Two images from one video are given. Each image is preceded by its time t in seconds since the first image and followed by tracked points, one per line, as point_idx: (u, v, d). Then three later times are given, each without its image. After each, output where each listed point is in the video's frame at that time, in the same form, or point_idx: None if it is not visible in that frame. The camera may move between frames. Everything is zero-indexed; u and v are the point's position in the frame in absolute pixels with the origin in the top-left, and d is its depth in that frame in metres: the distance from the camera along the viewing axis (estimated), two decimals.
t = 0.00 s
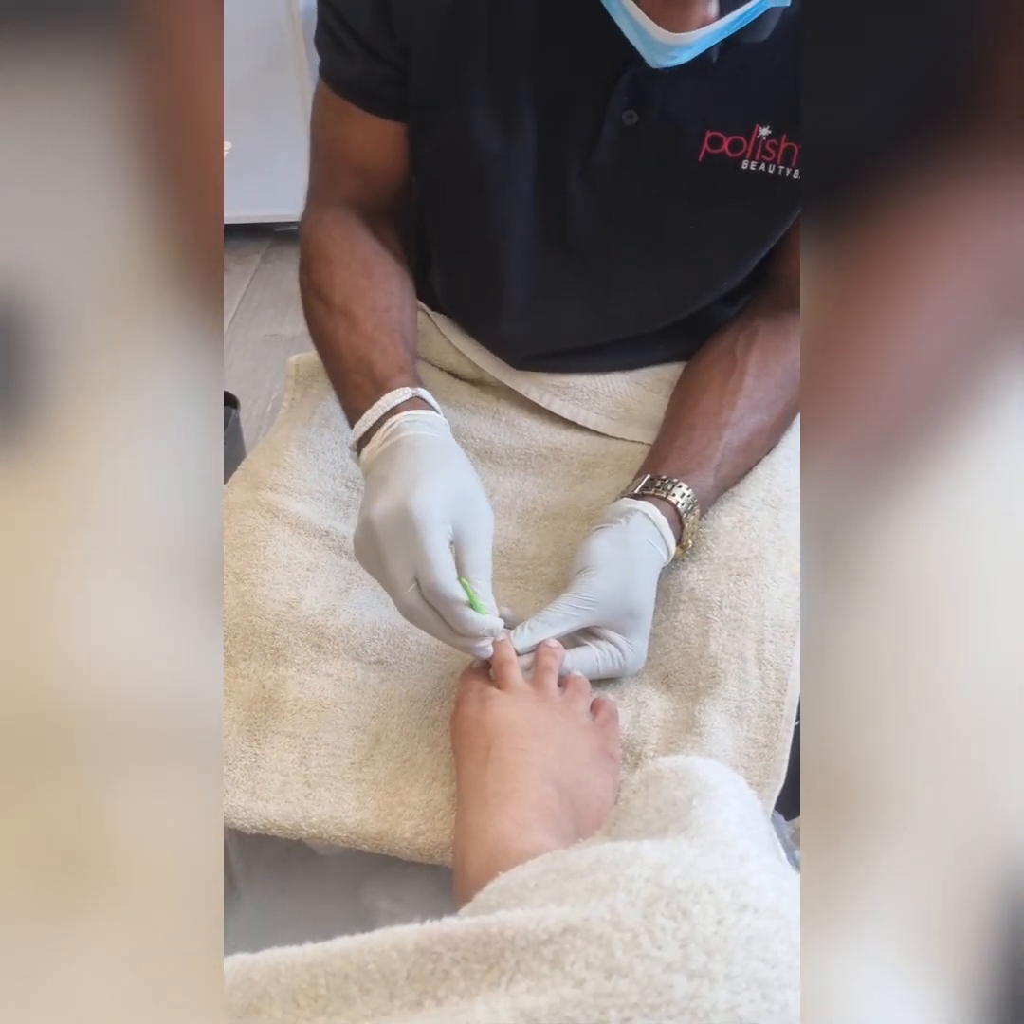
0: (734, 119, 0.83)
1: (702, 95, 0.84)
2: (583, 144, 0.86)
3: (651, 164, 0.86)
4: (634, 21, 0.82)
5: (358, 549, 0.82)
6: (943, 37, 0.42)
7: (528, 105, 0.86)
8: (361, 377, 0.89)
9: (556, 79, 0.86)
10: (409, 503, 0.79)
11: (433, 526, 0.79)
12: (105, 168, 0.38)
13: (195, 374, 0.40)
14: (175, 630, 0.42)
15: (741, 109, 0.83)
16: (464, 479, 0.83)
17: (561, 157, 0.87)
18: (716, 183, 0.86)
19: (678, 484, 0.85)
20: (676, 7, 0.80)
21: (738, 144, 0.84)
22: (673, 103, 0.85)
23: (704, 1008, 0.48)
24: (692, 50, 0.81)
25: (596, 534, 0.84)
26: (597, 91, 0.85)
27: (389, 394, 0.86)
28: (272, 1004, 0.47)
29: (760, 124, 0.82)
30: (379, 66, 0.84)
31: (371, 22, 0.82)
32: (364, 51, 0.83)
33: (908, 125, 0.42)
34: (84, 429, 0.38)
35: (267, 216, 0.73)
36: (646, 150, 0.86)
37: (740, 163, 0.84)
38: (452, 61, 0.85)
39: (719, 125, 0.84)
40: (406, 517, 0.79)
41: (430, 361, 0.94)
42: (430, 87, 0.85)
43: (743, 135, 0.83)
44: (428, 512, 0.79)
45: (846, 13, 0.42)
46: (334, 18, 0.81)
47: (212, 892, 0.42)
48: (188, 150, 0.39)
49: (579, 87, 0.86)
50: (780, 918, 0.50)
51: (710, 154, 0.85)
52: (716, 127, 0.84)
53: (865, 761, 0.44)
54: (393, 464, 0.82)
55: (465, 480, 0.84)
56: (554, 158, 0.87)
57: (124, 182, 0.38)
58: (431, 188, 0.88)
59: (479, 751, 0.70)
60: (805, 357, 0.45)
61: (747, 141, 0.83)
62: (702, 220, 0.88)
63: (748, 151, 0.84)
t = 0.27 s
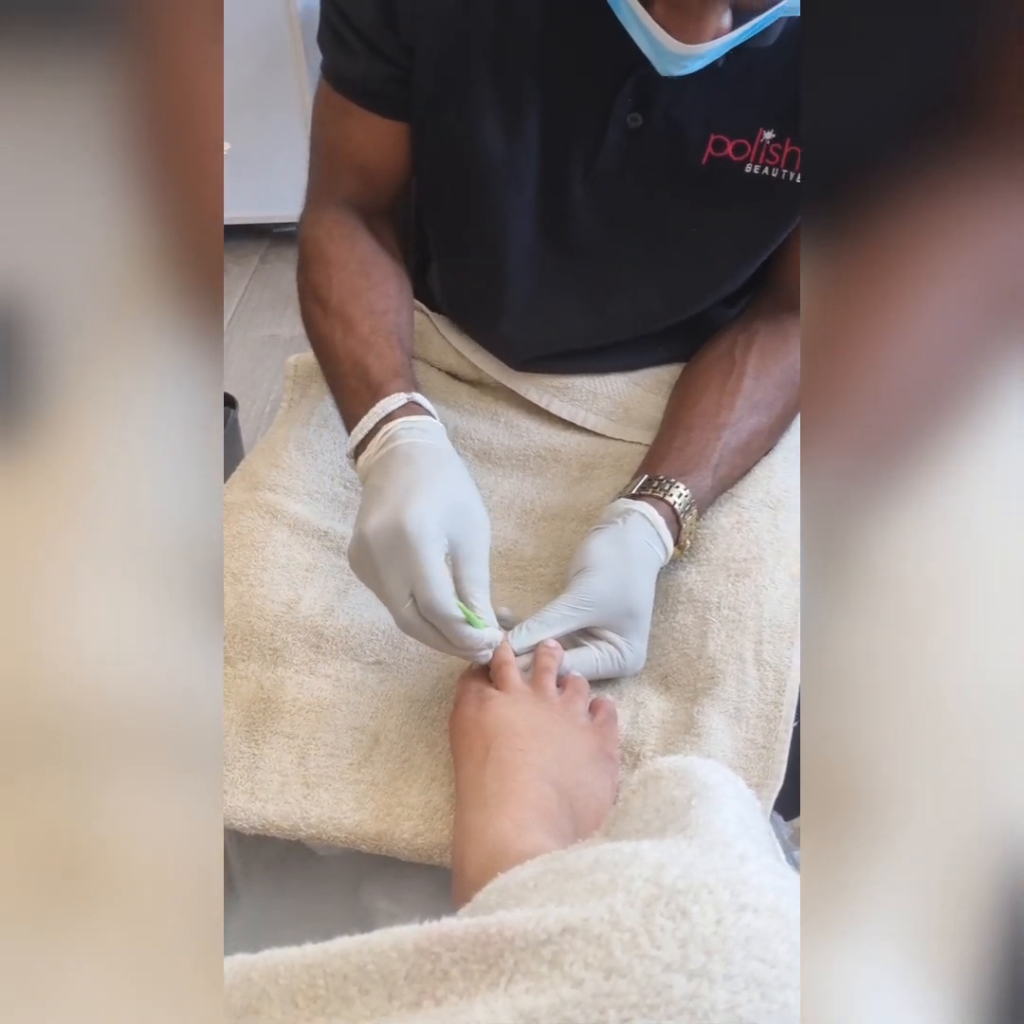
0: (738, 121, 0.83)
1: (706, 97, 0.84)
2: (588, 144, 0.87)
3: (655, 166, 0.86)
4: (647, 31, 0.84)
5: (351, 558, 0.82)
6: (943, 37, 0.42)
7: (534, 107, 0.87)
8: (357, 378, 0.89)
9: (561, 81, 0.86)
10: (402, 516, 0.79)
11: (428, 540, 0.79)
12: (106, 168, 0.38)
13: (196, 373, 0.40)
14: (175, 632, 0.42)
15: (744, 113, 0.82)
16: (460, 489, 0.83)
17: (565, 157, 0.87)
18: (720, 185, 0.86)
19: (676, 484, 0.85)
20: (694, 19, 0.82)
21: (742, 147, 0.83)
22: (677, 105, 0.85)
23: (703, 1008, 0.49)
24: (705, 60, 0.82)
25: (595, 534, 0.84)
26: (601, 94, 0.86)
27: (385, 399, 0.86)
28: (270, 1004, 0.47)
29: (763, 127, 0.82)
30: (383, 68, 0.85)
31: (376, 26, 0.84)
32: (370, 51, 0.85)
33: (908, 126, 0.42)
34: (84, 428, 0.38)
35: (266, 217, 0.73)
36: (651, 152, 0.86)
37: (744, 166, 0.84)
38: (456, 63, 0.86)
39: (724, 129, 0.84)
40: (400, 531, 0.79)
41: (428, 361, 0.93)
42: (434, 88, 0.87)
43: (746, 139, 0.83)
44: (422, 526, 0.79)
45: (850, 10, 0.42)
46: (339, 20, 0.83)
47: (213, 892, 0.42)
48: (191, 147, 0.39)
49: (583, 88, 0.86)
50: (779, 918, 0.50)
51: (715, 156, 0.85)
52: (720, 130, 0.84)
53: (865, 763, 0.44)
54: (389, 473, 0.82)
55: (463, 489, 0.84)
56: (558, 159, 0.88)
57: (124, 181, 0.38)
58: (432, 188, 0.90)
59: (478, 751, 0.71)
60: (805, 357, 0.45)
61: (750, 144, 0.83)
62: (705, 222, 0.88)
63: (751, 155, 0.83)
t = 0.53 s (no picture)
0: (738, 123, 0.84)
1: (706, 100, 0.85)
2: (589, 146, 0.87)
3: (655, 167, 0.87)
4: (648, 33, 0.84)
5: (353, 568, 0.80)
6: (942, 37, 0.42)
7: (535, 108, 0.87)
8: (348, 378, 0.87)
9: (562, 83, 0.87)
10: (415, 530, 0.78)
11: (443, 553, 0.78)
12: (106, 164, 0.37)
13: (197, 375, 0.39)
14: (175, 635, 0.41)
15: (746, 114, 0.83)
16: (463, 490, 0.82)
17: (566, 158, 0.88)
18: (721, 187, 0.86)
19: (674, 485, 0.85)
20: (694, 23, 0.83)
21: (742, 149, 0.84)
22: (678, 107, 0.86)
23: (701, 1008, 0.49)
24: (707, 64, 0.83)
25: (594, 534, 0.84)
26: (603, 95, 0.87)
27: (377, 392, 0.86)
28: (269, 1005, 0.47)
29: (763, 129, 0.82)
30: (379, 65, 0.83)
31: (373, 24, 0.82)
32: (364, 47, 0.82)
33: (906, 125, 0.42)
34: (83, 430, 0.38)
35: (265, 217, 0.73)
36: (651, 153, 0.87)
37: (745, 168, 0.85)
38: (456, 61, 0.85)
39: (725, 130, 0.84)
40: (414, 546, 0.78)
41: (423, 361, 0.93)
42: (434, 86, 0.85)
43: (747, 141, 0.84)
44: (436, 539, 0.78)
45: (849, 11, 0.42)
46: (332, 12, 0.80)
47: (212, 894, 0.42)
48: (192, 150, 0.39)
49: (585, 89, 0.87)
50: (777, 918, 0.50)
51: (715, 157, 0.86)
52: (721, 131, 0.85)
53: (864, 762, 0.44)
54: (385, 476, 0.81)
55: (461, 490, 0.82)
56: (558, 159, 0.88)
57: (124, 180, 0.37)
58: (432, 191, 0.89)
59: (477, 753, 0.71)
60: (805, 356, 0.45)
61: (751, 146, 0.84)
62: (705, 224, 0.88)
63: (751, 156, 0.84)
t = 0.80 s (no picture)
0: (737, 127, 0.85)
1: (706, 104, 0.86)
2: (589, 148, 0.87)
3: (655, 170, 0.87)
4: (650, 38, 0.84)
5: (348, 576, 0.79)
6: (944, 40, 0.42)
7: (534, 110, 0.87)
8: (340, 380, 0.85)
9: (561, 85, 0.87)
10: (414, 545, 0.76)
11: (443, 567, 0.77)
12: (109, 164, 0.36)
13: (199, 380, 0.39)
14: (178, 639, 0.41)
15: (745, 119, 0.84)
16: (456, 497, 0.81)
17: (566, 160, 0.87)
18: (720, 190, 0.87)
19: (673, 486, 0.85)
20: (697, 28, 0.82)
21: (741, 153, 0.85)
22: (677, 111, 0.86)
23: (701, 1009, 0.49)
24: (709, 67, 0.83)
25: (595, 537, 0.84)
26: (604, 98, 0.86)
27: (373, 396, 0.83)
28: (269, 1006, 0.47)
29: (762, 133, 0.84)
30: (376, 68, 0.83)
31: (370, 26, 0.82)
32: (360, 50, 0.82)
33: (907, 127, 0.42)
34: (84, 435, 0.37)
35: (263, 220, 0.72)
36: (651, 156, 0.87)
37: (744, 171, 0.86)
38: (456, 64, 0.85)
39: (724, 134, 0.85)
40: (413, 561, 0.76)
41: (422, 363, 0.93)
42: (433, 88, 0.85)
43: (746, 144, 0.85)
44: (436, 555, 0.76)
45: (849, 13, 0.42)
46: (329, 15, 0.80)
47: (212, 895, 0.43)
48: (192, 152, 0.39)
49: (586, 92, 0.86)
50: (776, 918, 0.50)
51: (713, 161, 0.87)
52: (720, 134, 0.86)
53: (864, 763, 0.44)
54: (380, 482, 0.79)
55: (456, 495, 0.81)
56: (558, 162, 0.88)
57: (126, 178, 0.36)
58: (431, 193, 0.89)
59: (476, 754, 0.71)
60: (805, 358, 0.46)
61: (749, 150, 0.85)
62: (704, 227, 0.89)
63: (751, 160, 0.86)
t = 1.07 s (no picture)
0: (738, 131, 0.85)
1: (707, 105, 0.86)
2: (589, 150, 0.87)
3: (654, 171, 0.87)
4: (650, 42, 0.84)
5: (353, 579, 0.80)
6: (941, 44, 0.42)
7: (534, 113, 0.87)
8: (343, 382, 0.85)
9: (561, 86, 0.87)
10: (424, 547, 0.76)
11: (452, 570, 0.76)
12: (112, 169, 0.36)
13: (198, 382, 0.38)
14: (179, 639, 0.41)
15: (746, 122, 0.85)
16: (465, 501, 0.80)
17: (565, 162, 0.88)
18: (720, 193, 0.88)
19: (673, 489, 0.85)
20: (697, 31, 0.81)
21: (741, 156, 0.86)
22: (678, 114, 0.86)
23: (700, 1009, 0.49)
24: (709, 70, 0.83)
25: (591, 542, 0.84)
26: (605, 99, 0.87)
27: (377, 398, 0.83)
28: (270, 1007, 0.48)
29: (763, 136, 0.84)
30: (375, 70, 0.83)
31: (370, 29, 0.82)
32: (361, 54, 0.82)
33: (905, 129, 0.43)
34: (85, 437, 0.37)
35: (263, 223, 0.73)
36: (651, 158, 0.87)
37: (744, 175, 0.86)
38: (457, 66, 0.85)
39: (724, 136, 0.86)
40: (423, 562, 0.76)
41: (423, 366, 0.93)
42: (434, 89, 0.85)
43: (746, 148, 0.86)
44: (447, 558, 0.76)
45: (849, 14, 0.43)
46: (330, 22, 0.81)
47: (212, 896, 0.43)
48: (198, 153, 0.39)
49: (586, 93, 0.87)
50: (774, 920, 0.50)
51: (713, 164, 0.87)
52: (720, 137, 0.86)
53: (861, 764, 0.44)
54: (388, 485, 0.78)
55: (460, 496, 0.80)
56: (559, 164, 0.88)
57: (127, 180, 0.36)
58: (431, 193, 0.89)
59: (475, 757, 0.71)
60: (805, 358, 0.45)
61: (750, 154, 0.86)
62: (704, 229, 0.89)
63: (751, 163, 0.86)
